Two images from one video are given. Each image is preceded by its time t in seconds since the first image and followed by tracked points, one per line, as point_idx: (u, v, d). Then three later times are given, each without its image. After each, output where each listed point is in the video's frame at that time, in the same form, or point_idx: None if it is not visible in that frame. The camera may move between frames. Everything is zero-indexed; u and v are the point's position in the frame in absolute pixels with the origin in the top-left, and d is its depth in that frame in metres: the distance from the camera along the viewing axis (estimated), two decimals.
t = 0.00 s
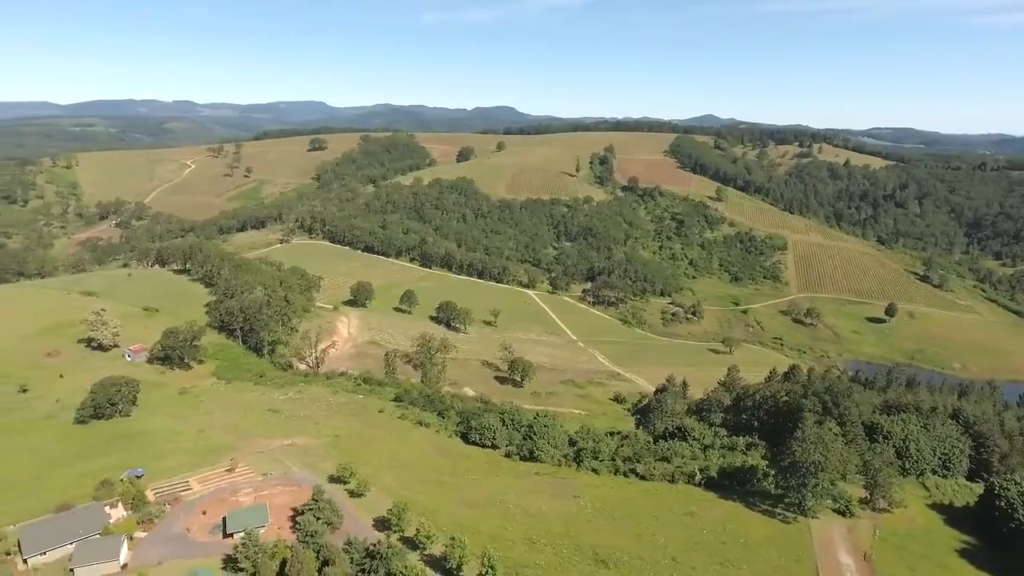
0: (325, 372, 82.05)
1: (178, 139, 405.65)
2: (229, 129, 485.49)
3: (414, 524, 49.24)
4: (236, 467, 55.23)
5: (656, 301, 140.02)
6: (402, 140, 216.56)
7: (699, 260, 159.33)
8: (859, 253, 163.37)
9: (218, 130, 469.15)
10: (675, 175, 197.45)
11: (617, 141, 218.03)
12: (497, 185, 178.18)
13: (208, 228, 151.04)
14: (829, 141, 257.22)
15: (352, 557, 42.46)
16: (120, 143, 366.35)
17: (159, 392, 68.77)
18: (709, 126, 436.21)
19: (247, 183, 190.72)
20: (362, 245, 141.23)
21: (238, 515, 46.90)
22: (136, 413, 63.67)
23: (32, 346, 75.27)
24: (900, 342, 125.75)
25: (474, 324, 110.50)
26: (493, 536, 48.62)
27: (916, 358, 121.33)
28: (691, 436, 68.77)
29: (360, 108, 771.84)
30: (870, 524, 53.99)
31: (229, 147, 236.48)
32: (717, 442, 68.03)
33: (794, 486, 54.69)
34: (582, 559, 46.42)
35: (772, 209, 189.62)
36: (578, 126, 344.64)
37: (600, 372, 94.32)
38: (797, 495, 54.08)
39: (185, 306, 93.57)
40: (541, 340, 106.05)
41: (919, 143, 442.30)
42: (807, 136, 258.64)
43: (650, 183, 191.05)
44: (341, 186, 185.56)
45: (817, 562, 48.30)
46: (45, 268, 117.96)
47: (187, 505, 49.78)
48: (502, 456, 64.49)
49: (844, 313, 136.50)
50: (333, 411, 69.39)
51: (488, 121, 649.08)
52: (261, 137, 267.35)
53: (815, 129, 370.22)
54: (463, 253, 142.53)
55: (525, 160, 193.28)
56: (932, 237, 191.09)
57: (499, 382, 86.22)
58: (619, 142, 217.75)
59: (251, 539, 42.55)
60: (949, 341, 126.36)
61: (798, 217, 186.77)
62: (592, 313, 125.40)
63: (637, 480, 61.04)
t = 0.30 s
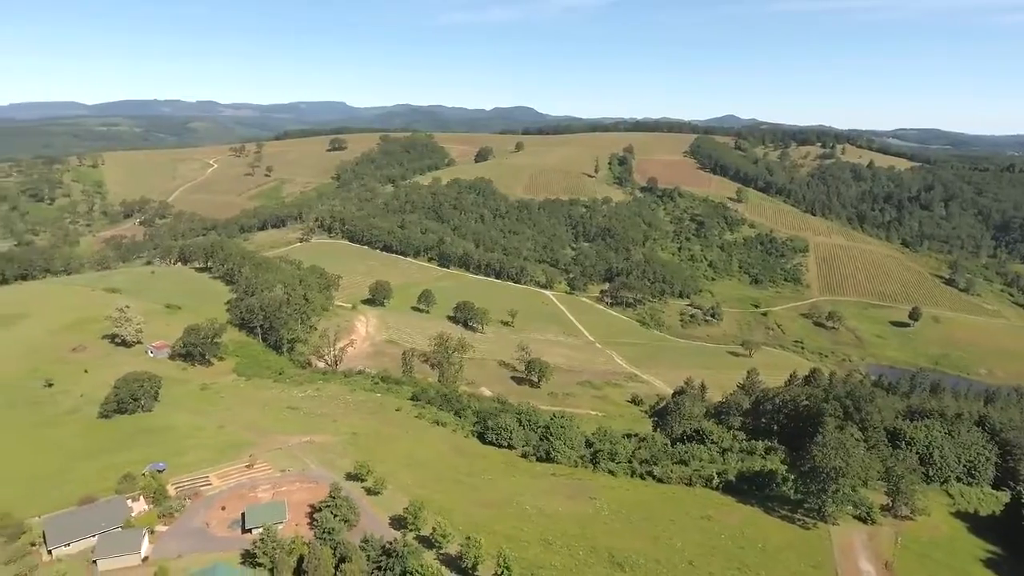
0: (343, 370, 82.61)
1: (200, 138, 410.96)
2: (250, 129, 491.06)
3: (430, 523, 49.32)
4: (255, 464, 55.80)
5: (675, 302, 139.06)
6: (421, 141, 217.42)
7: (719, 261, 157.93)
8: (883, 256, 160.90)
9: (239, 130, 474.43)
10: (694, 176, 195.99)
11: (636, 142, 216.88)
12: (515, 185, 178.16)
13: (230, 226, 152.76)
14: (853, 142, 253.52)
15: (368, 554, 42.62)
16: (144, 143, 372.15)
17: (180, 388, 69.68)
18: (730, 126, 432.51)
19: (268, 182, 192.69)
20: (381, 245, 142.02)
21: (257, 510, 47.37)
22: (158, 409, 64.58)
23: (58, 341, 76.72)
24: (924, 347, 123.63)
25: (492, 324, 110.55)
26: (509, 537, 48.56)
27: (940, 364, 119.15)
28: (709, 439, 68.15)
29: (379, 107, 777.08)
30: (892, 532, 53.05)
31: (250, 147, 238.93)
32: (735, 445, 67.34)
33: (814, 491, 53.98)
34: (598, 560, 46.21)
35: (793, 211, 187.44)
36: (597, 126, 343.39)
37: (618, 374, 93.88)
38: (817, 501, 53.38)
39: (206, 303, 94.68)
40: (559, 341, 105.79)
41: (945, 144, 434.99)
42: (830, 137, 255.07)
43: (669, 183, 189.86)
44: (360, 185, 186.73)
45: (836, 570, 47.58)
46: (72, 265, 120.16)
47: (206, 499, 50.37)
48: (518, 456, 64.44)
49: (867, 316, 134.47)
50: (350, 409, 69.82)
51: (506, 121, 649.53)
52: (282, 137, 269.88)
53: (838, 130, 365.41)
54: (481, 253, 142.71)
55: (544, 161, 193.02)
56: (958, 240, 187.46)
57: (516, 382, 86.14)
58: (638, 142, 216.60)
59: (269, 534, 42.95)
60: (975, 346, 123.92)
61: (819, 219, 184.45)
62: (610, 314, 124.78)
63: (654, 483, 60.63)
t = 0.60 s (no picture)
0: (363, 369, 83.19)
1: (225, 138, 417.10)
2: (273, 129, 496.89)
3: (448, 522, 49.44)
4: (276, 460, 56.36)
5: (696, 305, 137.91)
6: (442, 141, 218.23)
7: (741, 263, 156.34)
8: (909, 260, 157.96)
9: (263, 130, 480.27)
10: (716, 178, 194.24)
11: (658, 142, 215.48)
12: (535, 185, 178.05)
13: (253, 225, 154.62)
14: (879, 143, 249.35)
15: (386, 552, 42.79)
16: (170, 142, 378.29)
17: (204, 384, 70.71)
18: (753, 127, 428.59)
19: (290, 182, 194.85)
20: (401, 244, 142.81)
21: (277, 506, 47.82)
22: (181, 404, 65.58)
23: (85, 337, 78.21)
24: (952, 353, 121.15)
25: (511, 325, 110.48)
26: (527, 537, 48.50)
27: (969, 370, 116.65)
28: (729, 443, 67.47)
29: (400, 108, 781.74)
30: (918, 540, 51.95)
31: (274, 146, 241.67)
32: (757, 450, 66.56)
33: (837, 498, 53.04)
34: (616, 563, 45.97)
35: (817, 213, 184.89)
36: (618, 126, 341.83)
37: (637, 376, 93.30)
38: (840, 508, 52.44)
39: (229, 301, 95.98)
40: (579, 342, 105.47)
41: (975, 145, 425.64)
42: (856, 138, 251.21)
43: (691, 184, 188.39)
44: (381, 185, 187.89)
45: None
46: (100, 262, 122.45)
47: (228, 494, 51.03)
48: (536, 457, 64.38)
49: (893, 320, 132.17)
50: (370, 407, 70.28)
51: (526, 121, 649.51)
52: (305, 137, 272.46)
53: (864, 131, 360.22)
54: (501, 253, 142.85)
55: (564, 161, 192.64)
56: (988, 244, 183.27)
57: (535, 383, 86.05)
58: (660, 143, 215.14)
59: (290, 529, 43.37)
60: (1005, 353, 121.10)
61: (844, 222, 181.73)
62: (630, 316, 124.05)
63: (673, 486, 60.19)
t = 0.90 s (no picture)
0: (386, 367, 83.76)
1: (252, 138, 423.39)
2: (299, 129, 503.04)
3: (467, 522, 49.49)
4: (299, 456, 56.96)
5: (720, 307, 136.38)
6: (465, 141, 218.86)
7: (767, 266, 154.25)
8: (942, 264, 154.39)
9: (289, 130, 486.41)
10: (742, 179, 191.97)
11: (683, 143, 213.58)
12: (558, 186, 177.67)
13: (279, 224, 156.67)
14: (911, 144, 244.12)
15: (407, 550, 42.88)
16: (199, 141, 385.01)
17: (230, 379, 71.79)
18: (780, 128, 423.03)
19: (315, 181, 197.04)
20: (424, 244, 143.52)
21: (300, 502, 48.29)
22: (207, 399, 66.65)
23: (116, 332, 79.94)
24: (985, 360, 118.07)
25: (533, 325, 110.48)
26: (547, 539, 48.37)
27: (1003, 377, 113.50)
28: (753, 448, 66.61)
29: (425, 107, 788.26)
30: (948, 551, 50.65)
31: (300, 146, 244.60)
32: (781, 455, 65.58)
33: (863, 506, 52.02)
34: (636, 567, 45.61)
35: (846, 215, 181.63)
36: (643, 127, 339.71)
37: (660, 378, 92.57)
38: (865, 516, 51.47)
39: (255, 298, 97.30)
40: (601, 343, 104.95)
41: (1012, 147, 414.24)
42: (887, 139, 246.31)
43: (716, 186, 186.40)
44: (405, 185, 189.01)
45: None
46: (131, 259, 125.11)
47: (252, 489, 51.69)
48: (557, 458, 64.19)
49: (923, 326, 129.29)
50: (392, 405, 70.68)
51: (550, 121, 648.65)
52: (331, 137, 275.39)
53: (896, 132, 353.53)
54: (524, 254, 142.82)
55: (588, 161, 191.90)
56: None
57: (556, 384, 85.79)
58: (685, 144, 213.31)
59: (311, 525, 43.76)
60: None
61: (874, 224, 178.23)
62: (653, 318, 123.11)
63: (695, 490, 59.59)
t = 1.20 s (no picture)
0: (408, 366, 84.26)
1: (280, 138, 429.33)
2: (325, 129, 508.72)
3: (488, 521, 49.51)
4: (322, 452, 57.59)
5: (746, 310, 134.71)
6: (490, 141, 219.28)
7: (794, 269, 151.95)
8: (976, 268, 150.54)
9: (315, 130, 492.21)
10: (769, 180, 189.42)
11: (709, 143, 211.42)
12: (583, 186, 177.04)
13: (305, 223, 158.53)
14: (946, 145, 238.35)
15: (428, 548, 42.95)
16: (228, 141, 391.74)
17: (255, 376, 72.82)
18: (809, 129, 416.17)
19: (341, 180, 199.08)
20: (448, 243, 144.13)
21: (322, 498, 48.74)
22: (233, 395, 67.67)
23: (146, 327, 81.56)
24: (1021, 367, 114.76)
25: (556, 326, 110.19)
26: (568, 540, 48.18)
27: None
28: (779, 453, 65.66)
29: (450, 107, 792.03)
30: (980, 563, 49.20)
31: (327, 146, 247.16)
32: (807, 462, 64.51)
33: (891, 515, 50.93)
34: (657, 571, 45.16)
35: (877, 217, 178.08)
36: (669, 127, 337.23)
37: (683, 381, 91.66)
38: (894, 525, 50.39)
39: (281, 296, 98.61)
40: (625, 345, 104.35)
41: None
42: (920, 141, 241.00)
43: (743, 187, 184.18)
44: (430, 184, 190.05)
45: None
46: (161, 256, 127.59)
47: (276, 484, 52.35)
48: (579, 460, 63.96)
49: (956, 332, 126.20)
50: (414, 404, 71.08)
51: (574, 121, 646.74)
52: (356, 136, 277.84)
53: (930, 133, 345.19)
54: (547, 254, 142.62)
55: (612, 162, 190.97)
56: None
57: (578, 385, 85.42)
58: (711, 145, 210.97)
59: (334, 521, 44.10)
60: None
61: (906, 227, 174.45)
62: (677, 320, 121.98)
63: (718, 495, 58.88)
